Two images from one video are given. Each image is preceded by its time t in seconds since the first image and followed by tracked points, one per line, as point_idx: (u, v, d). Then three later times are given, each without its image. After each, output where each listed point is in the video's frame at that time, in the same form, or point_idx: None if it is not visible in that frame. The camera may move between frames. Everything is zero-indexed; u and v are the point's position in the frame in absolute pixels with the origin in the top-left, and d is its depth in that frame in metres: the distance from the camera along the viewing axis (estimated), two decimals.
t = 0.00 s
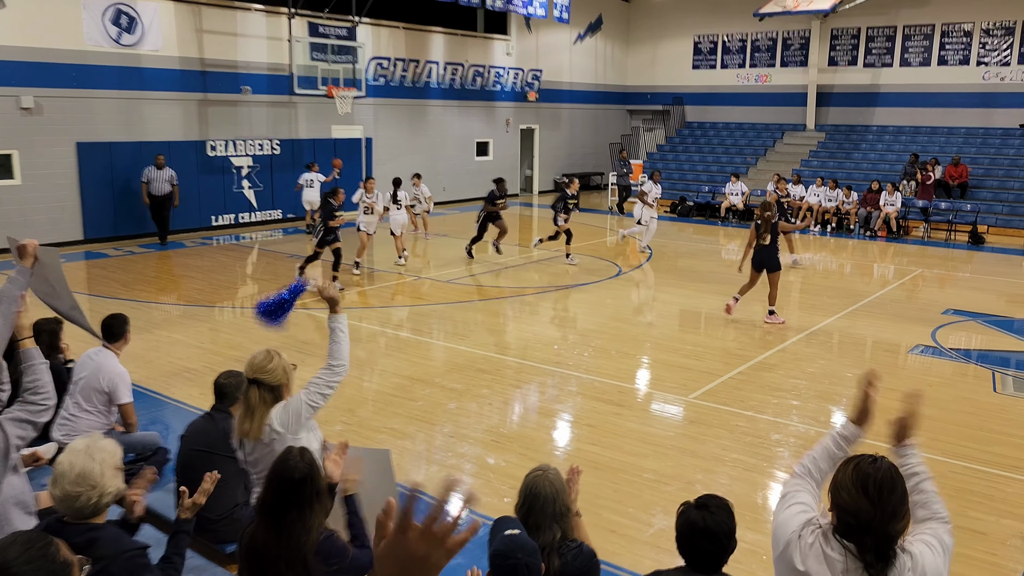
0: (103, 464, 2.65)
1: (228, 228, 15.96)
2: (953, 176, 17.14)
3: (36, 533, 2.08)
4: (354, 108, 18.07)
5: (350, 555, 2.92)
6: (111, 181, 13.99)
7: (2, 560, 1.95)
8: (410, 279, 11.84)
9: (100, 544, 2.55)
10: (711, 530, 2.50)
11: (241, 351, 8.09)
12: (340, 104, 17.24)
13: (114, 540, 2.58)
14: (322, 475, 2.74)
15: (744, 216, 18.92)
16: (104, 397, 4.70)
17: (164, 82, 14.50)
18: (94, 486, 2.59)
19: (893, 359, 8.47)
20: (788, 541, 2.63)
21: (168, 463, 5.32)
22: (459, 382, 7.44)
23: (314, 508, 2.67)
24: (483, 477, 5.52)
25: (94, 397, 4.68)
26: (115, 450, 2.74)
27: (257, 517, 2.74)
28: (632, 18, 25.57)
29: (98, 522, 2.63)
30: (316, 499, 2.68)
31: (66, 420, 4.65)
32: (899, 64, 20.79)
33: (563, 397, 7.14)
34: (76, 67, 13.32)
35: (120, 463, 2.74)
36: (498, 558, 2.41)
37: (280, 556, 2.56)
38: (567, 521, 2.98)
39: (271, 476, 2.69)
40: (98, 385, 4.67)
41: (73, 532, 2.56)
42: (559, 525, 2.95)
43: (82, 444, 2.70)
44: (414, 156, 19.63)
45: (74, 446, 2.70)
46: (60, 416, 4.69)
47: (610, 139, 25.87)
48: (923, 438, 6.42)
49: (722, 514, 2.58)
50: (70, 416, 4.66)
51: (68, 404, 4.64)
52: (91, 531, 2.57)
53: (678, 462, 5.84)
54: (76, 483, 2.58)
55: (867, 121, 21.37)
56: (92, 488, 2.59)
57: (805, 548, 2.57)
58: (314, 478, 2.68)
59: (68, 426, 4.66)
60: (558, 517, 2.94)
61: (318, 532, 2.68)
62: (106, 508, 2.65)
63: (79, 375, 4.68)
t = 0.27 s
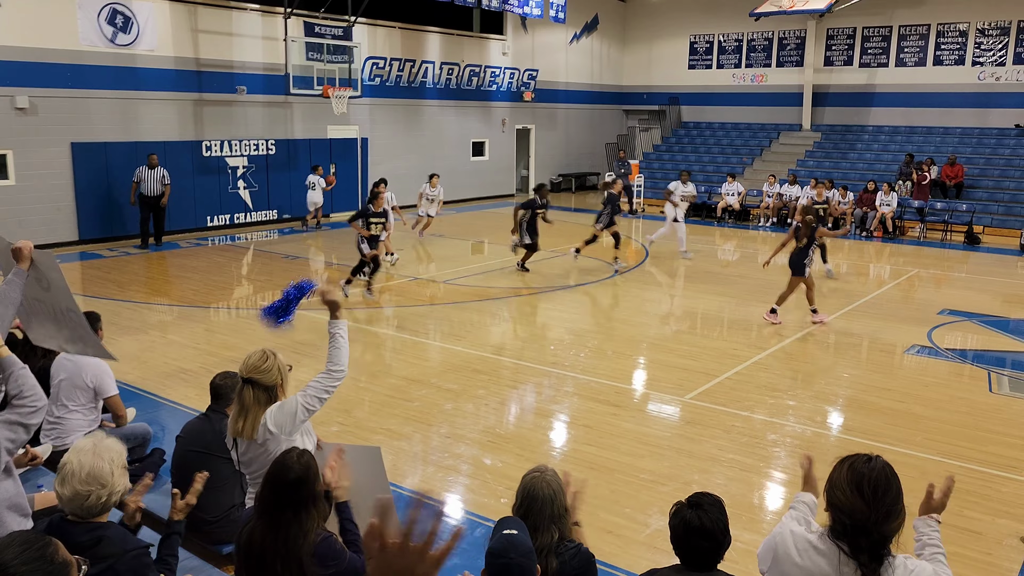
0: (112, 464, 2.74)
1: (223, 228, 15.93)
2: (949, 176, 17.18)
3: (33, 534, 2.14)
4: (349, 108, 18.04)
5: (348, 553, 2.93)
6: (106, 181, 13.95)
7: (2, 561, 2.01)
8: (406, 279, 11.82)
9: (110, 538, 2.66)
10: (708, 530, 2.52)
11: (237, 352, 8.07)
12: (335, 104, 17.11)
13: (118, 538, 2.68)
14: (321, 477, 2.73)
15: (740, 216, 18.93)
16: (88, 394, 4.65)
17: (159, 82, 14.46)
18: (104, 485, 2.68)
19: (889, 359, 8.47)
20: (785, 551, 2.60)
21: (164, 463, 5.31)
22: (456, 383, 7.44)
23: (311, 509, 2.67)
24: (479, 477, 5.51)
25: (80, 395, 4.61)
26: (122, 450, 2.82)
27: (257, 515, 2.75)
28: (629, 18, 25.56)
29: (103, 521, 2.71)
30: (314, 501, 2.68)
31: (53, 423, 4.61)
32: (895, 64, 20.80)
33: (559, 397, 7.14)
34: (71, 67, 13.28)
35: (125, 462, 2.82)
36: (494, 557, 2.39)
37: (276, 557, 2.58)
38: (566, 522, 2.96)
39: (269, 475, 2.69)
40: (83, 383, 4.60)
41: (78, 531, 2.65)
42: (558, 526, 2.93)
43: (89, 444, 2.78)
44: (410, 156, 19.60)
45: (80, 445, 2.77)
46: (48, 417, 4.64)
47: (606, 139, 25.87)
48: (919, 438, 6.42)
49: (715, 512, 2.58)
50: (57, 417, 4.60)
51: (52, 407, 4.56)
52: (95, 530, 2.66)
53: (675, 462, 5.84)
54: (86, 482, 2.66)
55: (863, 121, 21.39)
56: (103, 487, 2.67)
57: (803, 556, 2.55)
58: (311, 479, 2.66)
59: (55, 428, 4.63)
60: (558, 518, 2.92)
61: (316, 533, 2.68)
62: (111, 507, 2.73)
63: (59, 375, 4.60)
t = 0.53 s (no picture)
0: (117, 461, 2.81)
1: (220, 229, 15.90)
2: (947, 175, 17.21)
3: (32, 533, 2.16)
4: (346, 109, 18.02)
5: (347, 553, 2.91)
6: (103, 180, 13.93)
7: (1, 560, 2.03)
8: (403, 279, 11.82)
9: (112, 536, 2.74)
10: (706, 527, 2.52)
11: (235, 352, 8.07)
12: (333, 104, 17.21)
13: (121, 535, 2.76)
14: (314, 479, 2.71)
15: (737, 216, 18.95)
16: (80, 394, 4.63)
17: (156, 82, 14.44)
18: (112, 482, 2.75)
19: (886, 359, 8.49)
20: (779, 548, 2.63)
21: (161, 464, 5.31)
22: (454, 383, 7.44)
23: (303, 512, 2.66)
24: (477, 478, 5.51)
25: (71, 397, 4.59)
26: (125, 447, 2.89)
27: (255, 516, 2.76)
28: (626, 18, 25.55)
29: (106, 517, 2.79)
30: (307, 503, 2.67)
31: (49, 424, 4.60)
32: (892, 64, 20.81)
33: (557, 398, 7.15)
34: (69, 67, 13.25)
35: (128, 458, 2.89)
36: (490, 555, 2.42)
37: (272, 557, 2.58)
38: (564, 521, 2.97)
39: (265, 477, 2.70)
40: (74, 384, 4.58)
41: (84, 528, 2.72)
42: (557, 525, 2.95)
43: (95, 441, 2.84)
44: (407, 156, 19.59)
45: (85, 443, 2.84)
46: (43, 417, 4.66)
47: (603, 139, 25.86)
48: (916, 437, 6.44)
49: (715, 513, 2.58)
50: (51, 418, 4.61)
51: (45, 411, 4.53)
52: (102, 526, 2.75)
53: (672, 463, 5.85)
54: (93, 479, 2.72)
55: (860, 121, 21.40)
56: (109, 484, 2.74)
57: (797, 555, 2.57)
58: (304, 479, 2.66)
59: (51, 428, 4.64)
60: (557, 515, 2.95)
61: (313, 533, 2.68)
62: (116, 504, 2.80)
63: (46, 377, 4.53)
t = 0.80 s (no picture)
0: (124, 457, 2.81)
1: (218, 229, 15.90)
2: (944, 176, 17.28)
3: (30, 532, 2.16)
4: (345, 108, 18.02)
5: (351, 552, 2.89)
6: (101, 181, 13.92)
7: None
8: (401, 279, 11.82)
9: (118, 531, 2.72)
10: (691, 526, 2.52)
11: (233, 352, 8.05)
12: (331, 104, 17.08)
13: (127, 530, 2.75)
14: (311, 479, 2.70)
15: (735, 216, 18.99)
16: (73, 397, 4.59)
17: (154, 82, 14.44)
18: (118, 479, 2.74)
19: (884, 359, 8.49)
20: (778, 549, 2.60)
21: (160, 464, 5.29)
22: (452, 383, 7.43)
23: (299, 513, 2.65)
24: (476, 477, 5.50)
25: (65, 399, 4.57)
26: (131, 445, 2.88)
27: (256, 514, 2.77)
28: (624, 19, 25.58)
29: (109, 514, 2.77)
30: (302, 504, 2.66)
31: (47, 425, 4.62)
32: (889, 65, 20.86)
33: (555, 397, 7.14)
34: (66, 67, 13.24)
35: (133, 455, 2.88)
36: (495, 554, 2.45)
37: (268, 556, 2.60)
38: (564, 520, 2.97)
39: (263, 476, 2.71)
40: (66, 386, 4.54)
41: (91, 523, 2.71)
42: (556, 524, 2.94)
43: (102, 438, 2.83)
44: (405, 156, 19.59)
45: (92, 439, 2.83)
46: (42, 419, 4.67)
47: (601, 139, 25.90)
48: (914, 437, 6.44)
49: (701, 513, 2.58)
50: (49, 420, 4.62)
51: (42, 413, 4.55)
52: (108, 523, 2.73)
53: (671, 462, 5.85)
54: (100, 477, 2.71)
55: (857, 121, 21.45)
56: (116, 481, 2.74)
57: (796, 555, 2.54)
58: (301, 479, 2.65)
59: (50, 430, 4.65)
60: (557, 514, 2.95)
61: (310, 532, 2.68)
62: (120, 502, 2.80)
63: (43, 379, 4.53)
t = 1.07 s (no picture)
0: (117, 458, 2.79)
1: (217, 229, 15.89)
2: (942, 176, 17.32)
3: (30, 530, 2.17)
4: (344, 108, 18.02)
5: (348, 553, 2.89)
6: (99, 182, 13.91)
7: None
8: (400, 279, 11.82)
9: (119, 531, 2.72)
10: (655, 520, 2.53)
11: (231, 352, 8.05)
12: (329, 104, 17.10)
13: (127, 528, 2.75)
14: (308, 478, 2.70)
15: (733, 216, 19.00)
16: (73, 398, 4.59)
17: (152, 82, 14.43)
18: (113, 481, 2.74)
19: (882, 359, 8.50)
20: (781, 550, 2.59)
21: (158, 464, 5.29)
22: (450, 383, 7.44)
23: (295, 513, 2.65)
24: (474, 477, 5.51)
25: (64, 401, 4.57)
26: (123, 445, 2.86)
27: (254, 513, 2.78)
28: (622, 19, 25.59)
29: (107, 514, 2.77)
30: (298, 504, 2.66)
31: (47, 426, 4.64)
32: (888, 65, 20.88)
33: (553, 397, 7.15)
34: (64, 67, 13.23)
35: (126, 454, 2.86)
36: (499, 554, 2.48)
37: (265, 555, 2.60)
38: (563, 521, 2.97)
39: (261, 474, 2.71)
40: (65, 387, 4.54)
41: (91, 523, 2.71)
42: (555, 524, 2.94)
43: (93, 441, 2.80)
44: (403, 156, 19.60)
45: (82, 442, 2.79)
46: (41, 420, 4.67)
47: (599, 139, 25.91)
48: (912, 437, 6.45)
49: (672, 511, 2.59)
50: (49, 422, 4.61)
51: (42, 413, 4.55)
52: (108, 522, 2.73)
53: (669, 462, 5.85)
54: (96, 479, 2.71)
55: (856, 121, 21.46)
56: (112, 482, 2.74)
57: (798, 555, 2.53)
58: (298, 477, 2.66)
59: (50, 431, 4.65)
60: (556, 514, 2.95)
61: (307, 531, 2.68)
62: (116, 502, 2.80)
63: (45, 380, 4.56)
